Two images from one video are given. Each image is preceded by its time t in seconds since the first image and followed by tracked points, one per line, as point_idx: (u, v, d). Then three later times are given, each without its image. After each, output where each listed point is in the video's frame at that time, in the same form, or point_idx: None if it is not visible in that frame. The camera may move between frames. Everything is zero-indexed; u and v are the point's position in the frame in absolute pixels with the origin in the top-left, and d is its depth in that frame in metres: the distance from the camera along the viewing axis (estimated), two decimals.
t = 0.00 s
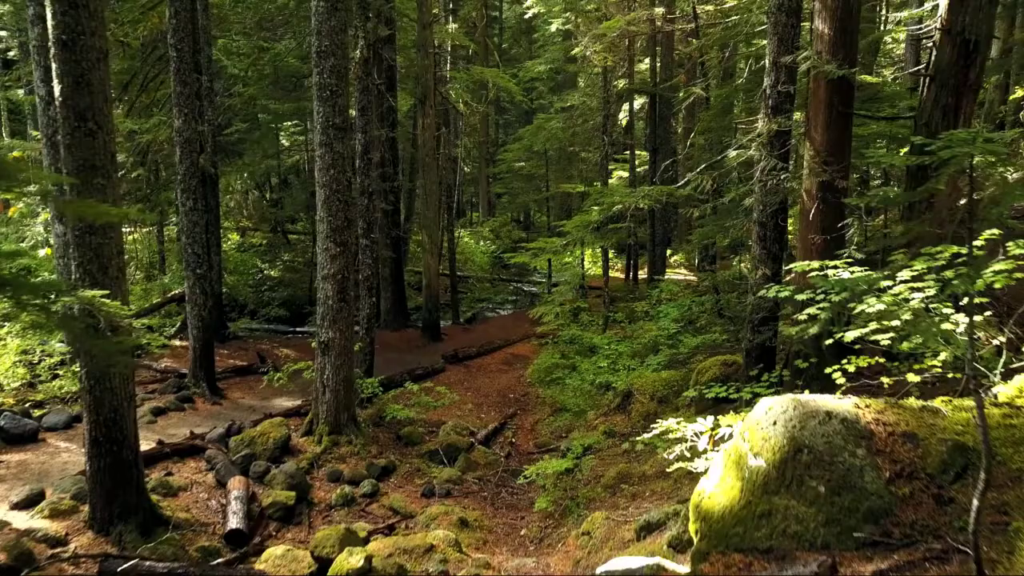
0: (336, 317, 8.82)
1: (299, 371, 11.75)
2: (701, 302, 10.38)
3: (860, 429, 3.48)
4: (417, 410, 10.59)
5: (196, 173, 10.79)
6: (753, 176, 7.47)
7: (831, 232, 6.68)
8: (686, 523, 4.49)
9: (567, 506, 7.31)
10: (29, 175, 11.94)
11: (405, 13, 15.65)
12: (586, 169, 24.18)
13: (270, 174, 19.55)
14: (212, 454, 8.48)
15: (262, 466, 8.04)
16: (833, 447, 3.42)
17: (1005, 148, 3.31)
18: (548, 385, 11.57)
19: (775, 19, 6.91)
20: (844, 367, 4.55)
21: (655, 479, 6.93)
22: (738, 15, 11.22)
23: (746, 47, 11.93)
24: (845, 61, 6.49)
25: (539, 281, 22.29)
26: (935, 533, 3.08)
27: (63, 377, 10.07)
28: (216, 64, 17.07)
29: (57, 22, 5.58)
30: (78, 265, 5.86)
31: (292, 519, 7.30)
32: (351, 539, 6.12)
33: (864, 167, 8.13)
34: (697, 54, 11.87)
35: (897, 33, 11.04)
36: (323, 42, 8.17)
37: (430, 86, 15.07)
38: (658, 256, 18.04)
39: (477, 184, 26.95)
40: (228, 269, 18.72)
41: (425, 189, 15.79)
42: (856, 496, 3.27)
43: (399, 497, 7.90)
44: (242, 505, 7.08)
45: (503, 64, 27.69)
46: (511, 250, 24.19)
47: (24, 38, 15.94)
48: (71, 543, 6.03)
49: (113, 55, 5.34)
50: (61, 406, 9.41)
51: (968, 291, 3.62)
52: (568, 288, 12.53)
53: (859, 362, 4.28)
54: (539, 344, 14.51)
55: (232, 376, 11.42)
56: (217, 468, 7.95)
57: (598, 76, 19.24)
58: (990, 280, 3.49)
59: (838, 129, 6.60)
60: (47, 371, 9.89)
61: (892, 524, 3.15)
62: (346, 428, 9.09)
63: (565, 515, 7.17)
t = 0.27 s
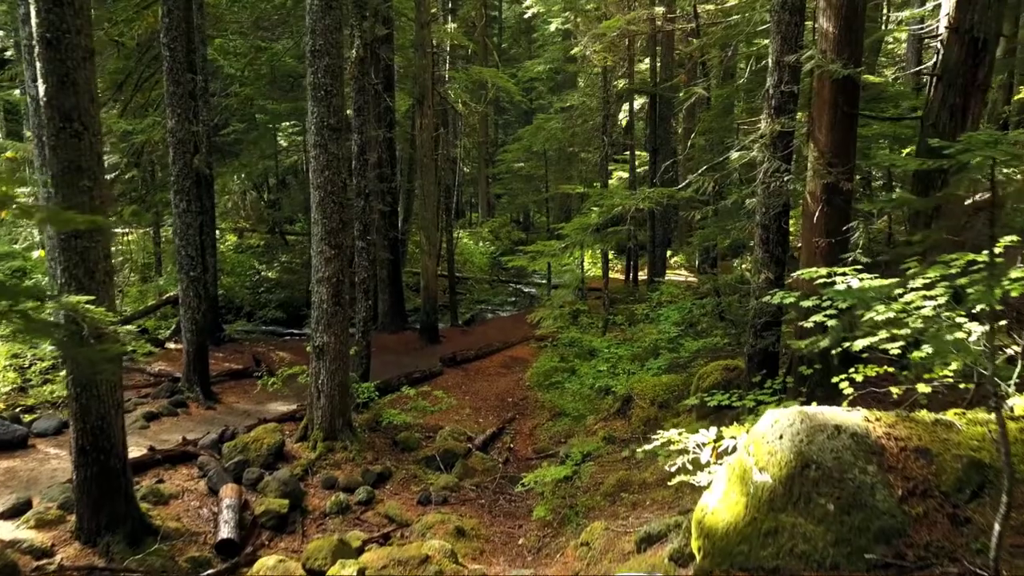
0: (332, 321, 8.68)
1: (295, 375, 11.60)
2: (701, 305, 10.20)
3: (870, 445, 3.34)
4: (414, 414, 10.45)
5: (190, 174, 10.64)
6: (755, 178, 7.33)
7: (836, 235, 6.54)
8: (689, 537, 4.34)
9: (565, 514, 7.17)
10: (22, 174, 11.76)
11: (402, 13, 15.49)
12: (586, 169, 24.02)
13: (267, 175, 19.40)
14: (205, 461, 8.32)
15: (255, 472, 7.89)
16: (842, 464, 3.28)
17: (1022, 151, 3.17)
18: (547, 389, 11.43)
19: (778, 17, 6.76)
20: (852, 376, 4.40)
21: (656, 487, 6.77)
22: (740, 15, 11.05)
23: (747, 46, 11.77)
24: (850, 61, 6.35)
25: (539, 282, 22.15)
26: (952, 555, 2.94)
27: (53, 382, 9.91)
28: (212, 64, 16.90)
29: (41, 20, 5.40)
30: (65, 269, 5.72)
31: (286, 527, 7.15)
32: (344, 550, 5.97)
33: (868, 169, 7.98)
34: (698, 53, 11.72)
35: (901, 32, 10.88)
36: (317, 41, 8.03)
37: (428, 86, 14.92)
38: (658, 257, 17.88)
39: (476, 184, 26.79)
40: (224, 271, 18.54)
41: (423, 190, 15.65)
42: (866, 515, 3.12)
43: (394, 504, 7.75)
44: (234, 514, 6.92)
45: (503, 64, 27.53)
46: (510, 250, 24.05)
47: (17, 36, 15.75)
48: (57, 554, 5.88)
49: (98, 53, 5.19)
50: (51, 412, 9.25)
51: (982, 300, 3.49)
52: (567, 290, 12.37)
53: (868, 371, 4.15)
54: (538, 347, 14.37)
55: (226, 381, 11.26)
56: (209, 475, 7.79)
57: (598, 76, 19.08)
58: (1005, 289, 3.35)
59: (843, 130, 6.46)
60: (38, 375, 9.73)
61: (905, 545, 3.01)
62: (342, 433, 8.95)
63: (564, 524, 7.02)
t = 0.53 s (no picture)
0: (326, 325, 8.52)
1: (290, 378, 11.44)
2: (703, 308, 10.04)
3: (882, 461, 3.19)
4: (410, 419, 10.29)
5: (183, 175, 10.48)
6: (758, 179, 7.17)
7: (840, 238, 6.38)
8: (690, 552, 4.18)
9: (564, 523, 7.01)
10: (13, 175, 11.59)
11: (400, 12, 15.31)
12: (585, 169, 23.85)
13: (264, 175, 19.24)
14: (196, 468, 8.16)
15: (247, 480, 7.73)
16: (853, 481, 3.12)
17: None
18: (546, 393, 11.28)
19: (781, 15, 6.61)
20: (860, 386, 4.25)
21: (657, 496, 6.61)
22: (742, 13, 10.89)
23: (749, 45, 11.59)
24: (855, 60, 6.20)
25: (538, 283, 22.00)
26: None
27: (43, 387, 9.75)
28: (208, 64, 16.73)
29: (24, 18, 5.23)
30: (49, 274, 5.56)
31: (278, 536, 6.99)
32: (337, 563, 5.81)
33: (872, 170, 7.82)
34: (698, 53, 11.55)
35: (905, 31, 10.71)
36: (311, 39, 7.86)
37: (425, 86, 14.76)
38: (658, 258, 17.72)
39: (475, 184, 26.62)
40: (220, 272, 18.37)
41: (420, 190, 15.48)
42: (879, 536, 2.97)
43: (390, 512, 7.59)
44: (225, 523, 6.76)
45: (502, 63, 27.35)
46: (509, 251, 23.89)
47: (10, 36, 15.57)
48: (42, 567, 5.72)
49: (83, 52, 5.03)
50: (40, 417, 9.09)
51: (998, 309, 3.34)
52: (566, 293, 12.21)
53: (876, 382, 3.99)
54: (537, 349, 14.22)
55: (220, 385, 11.10)
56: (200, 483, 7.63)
57: (597, 76, 18.90)
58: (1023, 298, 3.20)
59: (848, 131, 6.31)
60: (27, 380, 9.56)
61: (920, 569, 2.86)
62: (336, 439, 8.79)
63: (563, 533, 6.86)
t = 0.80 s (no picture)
0: (320, 329, 8.36)
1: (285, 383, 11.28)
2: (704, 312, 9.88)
3: (897, 481, 3.02)
4: (406, 424, 10.12)
5: (176, 177, 10.31)
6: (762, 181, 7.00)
7: (846, 242, 6.21)
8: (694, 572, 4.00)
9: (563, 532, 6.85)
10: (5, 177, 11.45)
11: (397, 11, 15.14)
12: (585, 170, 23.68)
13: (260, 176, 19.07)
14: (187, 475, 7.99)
15: (239, 488, 7.54)
16: (867, 503, 2.95)
17: None
18: (544, 397, 11.11)
19: (784, 13, 6.44)
20: (870, 398, 4.08)
21: (658, 506, 6.44)
22: (743, 12, 10.73)
23: (751, 45, 11.43)
24: (861, 58, 6.03)
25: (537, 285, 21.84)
26: None
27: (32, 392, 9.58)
28: (204, 64, 16.58)
29: (3, 14, 5.08)
30: (31, 278, 5.40)
31: (269, 547, 6.80)
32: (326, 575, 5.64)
33: (877, 172, 7.66)
34: (699, 52, 11.38)
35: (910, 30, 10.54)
36: (303, 37, 7.70)
37: (422, 85, 14.59)
38: (659, 260, 17.54)
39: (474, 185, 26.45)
40: (217, 273, 18.21)
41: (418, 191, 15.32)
42: (896, 562, 2.79)
43: (384, 521, 7.41)
44: (215, 533, 6.57)
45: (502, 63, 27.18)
46: (509, 253, 23.74)
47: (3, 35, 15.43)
48: None
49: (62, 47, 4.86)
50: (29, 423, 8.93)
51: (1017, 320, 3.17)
52: (565, 296, 12.05)
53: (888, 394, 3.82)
54: (536, 352, 14.05)
55: (213, 390, 10.93)
56: (190, 491, 7.45)
57: (597, 76, 18.73)
58: None
59: (854, 131, 6.14)
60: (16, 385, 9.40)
61: None
62: (331, 446, 8.62)
63: (561, 544, 6.69)
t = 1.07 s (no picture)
0: (314, 332, 8.20)
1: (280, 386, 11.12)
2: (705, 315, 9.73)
3: (912, 500, 2.91)
4: (403, 429, 9.96)
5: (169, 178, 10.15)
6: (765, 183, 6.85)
7: (851, 245, 6.07)
8: None
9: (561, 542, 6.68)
10: None
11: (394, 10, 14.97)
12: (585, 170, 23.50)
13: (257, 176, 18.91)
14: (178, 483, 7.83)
15: (230, 496, 7.36)
16: (881, 521, 2.82)
17: None
18: (543, 401, 10.95)
19: (788, 10, 6.29)
20: (879, 409, 3.95)
21: (659, 515, 6.29)
22: (745, 10, 10.55)
23: (753, 44, 11.25)
24: (868, 56, 5.88)
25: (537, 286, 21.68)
26: None
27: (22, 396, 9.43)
28: (199, 63, 16.40)
29: None
30: (13, 282, 5.23)
31: (262, 556, 6.63)
32: None
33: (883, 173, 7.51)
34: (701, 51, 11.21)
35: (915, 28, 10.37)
36: (296, 35, 7.53)
37: (420, 85, 14.41)
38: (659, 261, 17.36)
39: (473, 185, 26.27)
40: (213, 274, 18.05)
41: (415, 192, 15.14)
42: None
43: (379, 529, 7.25)
44: (205, 543, 6.37)
45: (501, 63, 27.00)
46: (508, 253, 23.58)
47: None
48: None
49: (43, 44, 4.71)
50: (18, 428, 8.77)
51: None
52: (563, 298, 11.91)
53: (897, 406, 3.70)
54: (535, 355, 13.89)
55: (207, 394, 10.77)
56: (181, 499, 7.30)
57: (597, 75, 18.56)
58: None
59: (860, 130, 5.98)
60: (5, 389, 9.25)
61: None
62: (325, 451, 8.47)
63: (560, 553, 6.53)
